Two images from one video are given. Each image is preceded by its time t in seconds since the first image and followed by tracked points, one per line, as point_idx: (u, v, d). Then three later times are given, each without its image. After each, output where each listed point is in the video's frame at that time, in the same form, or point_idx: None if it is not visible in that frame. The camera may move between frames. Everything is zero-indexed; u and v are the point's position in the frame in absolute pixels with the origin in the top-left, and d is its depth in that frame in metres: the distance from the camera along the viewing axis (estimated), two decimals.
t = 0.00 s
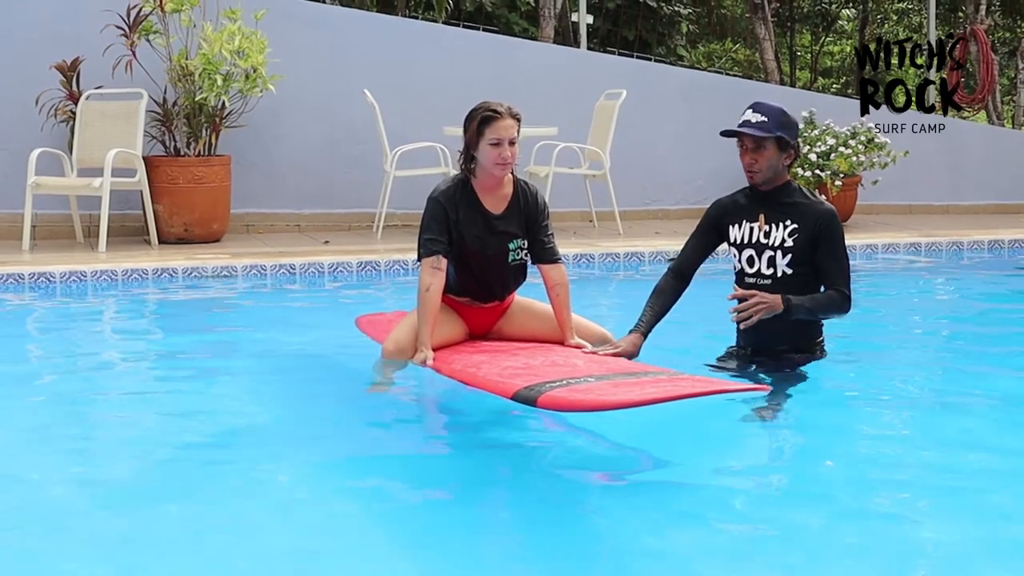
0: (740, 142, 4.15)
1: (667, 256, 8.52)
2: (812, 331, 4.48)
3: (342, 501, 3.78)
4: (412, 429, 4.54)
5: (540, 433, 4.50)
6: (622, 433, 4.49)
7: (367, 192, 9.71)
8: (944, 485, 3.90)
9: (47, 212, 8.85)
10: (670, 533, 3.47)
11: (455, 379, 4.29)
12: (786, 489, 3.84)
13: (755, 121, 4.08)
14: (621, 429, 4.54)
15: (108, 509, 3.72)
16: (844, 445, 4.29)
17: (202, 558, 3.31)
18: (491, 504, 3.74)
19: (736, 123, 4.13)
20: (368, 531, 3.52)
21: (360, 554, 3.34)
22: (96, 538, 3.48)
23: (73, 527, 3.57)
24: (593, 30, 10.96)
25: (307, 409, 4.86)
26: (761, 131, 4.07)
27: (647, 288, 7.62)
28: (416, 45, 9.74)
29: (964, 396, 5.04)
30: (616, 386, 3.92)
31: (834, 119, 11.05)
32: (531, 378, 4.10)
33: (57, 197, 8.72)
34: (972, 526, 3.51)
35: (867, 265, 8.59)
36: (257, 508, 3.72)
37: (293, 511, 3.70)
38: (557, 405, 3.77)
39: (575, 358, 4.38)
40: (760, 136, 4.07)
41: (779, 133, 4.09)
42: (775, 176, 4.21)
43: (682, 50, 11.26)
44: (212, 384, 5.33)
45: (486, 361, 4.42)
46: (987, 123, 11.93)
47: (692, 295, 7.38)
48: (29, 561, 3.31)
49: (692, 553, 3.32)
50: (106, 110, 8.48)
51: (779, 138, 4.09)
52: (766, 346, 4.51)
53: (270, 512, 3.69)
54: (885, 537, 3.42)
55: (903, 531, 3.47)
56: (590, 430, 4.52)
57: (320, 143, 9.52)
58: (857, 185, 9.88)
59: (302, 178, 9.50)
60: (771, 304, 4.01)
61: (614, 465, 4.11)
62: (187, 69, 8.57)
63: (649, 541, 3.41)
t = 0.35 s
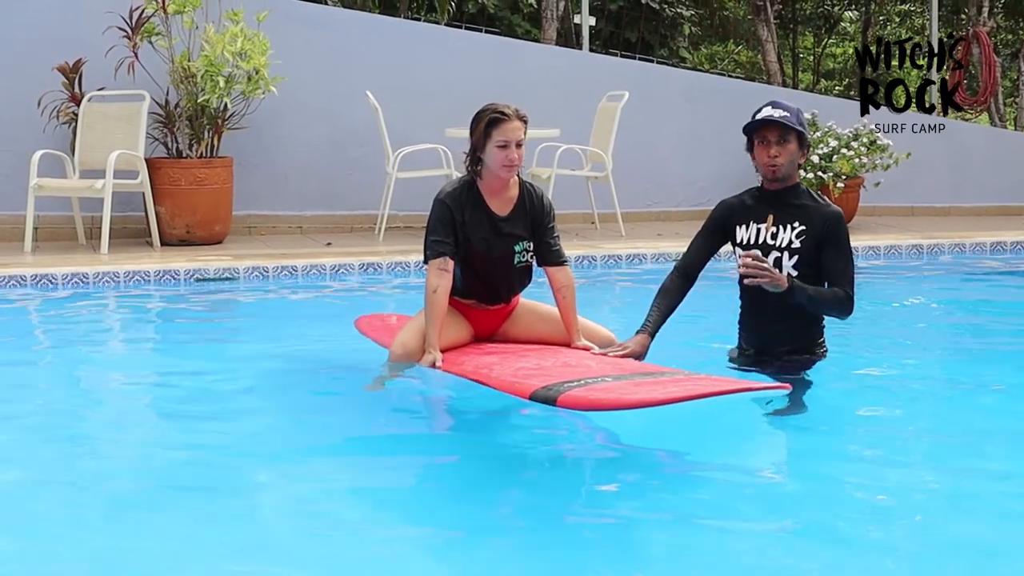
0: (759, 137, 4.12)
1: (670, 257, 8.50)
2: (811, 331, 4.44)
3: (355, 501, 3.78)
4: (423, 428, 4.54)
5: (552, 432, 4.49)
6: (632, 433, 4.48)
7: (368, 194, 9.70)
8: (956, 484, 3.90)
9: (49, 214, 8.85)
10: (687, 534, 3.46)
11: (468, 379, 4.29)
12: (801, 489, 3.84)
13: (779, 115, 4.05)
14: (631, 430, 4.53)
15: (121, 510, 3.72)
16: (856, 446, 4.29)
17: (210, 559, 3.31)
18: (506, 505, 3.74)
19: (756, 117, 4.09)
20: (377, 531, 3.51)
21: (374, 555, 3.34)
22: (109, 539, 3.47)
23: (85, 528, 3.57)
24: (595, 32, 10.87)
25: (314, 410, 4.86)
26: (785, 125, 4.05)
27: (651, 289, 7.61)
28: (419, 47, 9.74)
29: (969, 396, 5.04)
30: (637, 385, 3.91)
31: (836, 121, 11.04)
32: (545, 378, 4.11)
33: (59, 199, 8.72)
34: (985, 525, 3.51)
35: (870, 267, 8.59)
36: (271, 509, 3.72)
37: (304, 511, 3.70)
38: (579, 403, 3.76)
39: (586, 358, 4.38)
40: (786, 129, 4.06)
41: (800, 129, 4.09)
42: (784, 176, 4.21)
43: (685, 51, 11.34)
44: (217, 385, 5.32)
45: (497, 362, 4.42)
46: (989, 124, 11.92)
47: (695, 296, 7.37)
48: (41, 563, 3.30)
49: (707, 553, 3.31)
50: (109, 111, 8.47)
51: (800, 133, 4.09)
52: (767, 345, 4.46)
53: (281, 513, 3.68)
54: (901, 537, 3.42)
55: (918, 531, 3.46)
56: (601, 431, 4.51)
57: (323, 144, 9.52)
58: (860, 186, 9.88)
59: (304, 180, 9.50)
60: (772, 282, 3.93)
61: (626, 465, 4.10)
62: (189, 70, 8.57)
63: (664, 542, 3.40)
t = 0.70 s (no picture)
0: (760, 138, 4.13)
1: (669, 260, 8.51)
2: (814, 331, 4.45)
3: (366, 502, 3.78)
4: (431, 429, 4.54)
5: (559, 433, 4.49)
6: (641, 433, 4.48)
7: (368, 196, 9.69)
8: (967, 484, 3.90)
9: (49, 216, 8.85)
10: (699, 532, 3.46)
11: (478, 383, 4.29)
12: (818, 488, 3.83)
13: (780, 117, 4.06)
14: (638, 430, 4.53)
15: (131, 511, 3.72)
16: (866, 447, 4.29)
17: (218, 559, 3.31)
18: (518, 504, 3.73)
19: (757, 119, 4.10)
20: (384, 530, 3.52)
21: (384, 553, 3.34)
22: (119, 540, 3.47)
23: (94, 528, 3.57)
24: (596, 34, 10.78)
25: (319, 411, 4.86)
26: (786, 126, 4.06)
27: (652, 292, 7.62)
28: (420, 50, 9.75)
29: (972, 398, 5.04)
30: (661, 390, 3.89)
31: (837, 123, 11.06)
32: (557, 382, 4.10)
33: (59, 201, 8.72)
34: (994, 523, 3.52)
35: (870, 269, 8.59)
36: (282, 510, 3.72)
37: (312, 511, 3.70)
38: (603, 409, 3.74)
39: (593, 362, 4.39)
40: (787, 131, 4.07)
41: (800, 132, 4.10)
42: (783, 178, 4.21)
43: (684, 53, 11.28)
44: (222, 387, 5.33)
45: (507, 365, 4.42)
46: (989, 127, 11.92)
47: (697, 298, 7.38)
48: (52, 563, 3.30)
49: (718, 551, 3.30)
50: (109, 114, 8.47)
51: (799, 136, 4.10)
52: (770, 344, 4.46)
53: (291, 513, 3.68)
54: (914, 536, 3.42)
55: (929, 530, 3.46)
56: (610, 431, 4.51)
57: (323, 147, 9.52)
58: (860, 189, 9.89)
59: (303, 182, 9.50)
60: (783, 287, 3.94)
61: (637, 464, 4.10)
62: (189, 73, 8.57)
63: (676, 540, 3.40)
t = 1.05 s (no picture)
0: (760, 150, 4.13)
1: (671, 265, 8.51)
2: (820, 334, 4.46)
3: (381, 503, 3.78)
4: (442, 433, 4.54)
5: (570, 436, 4.50)
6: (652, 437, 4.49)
7: (369, 202, 9.70)
8: (979, 484, 3.91)
9: (51, 222, 8.85)
10: (715, 531, 3.46)
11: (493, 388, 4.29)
12: (833, 489, 3.83)
13: (777, 128, 4.06)
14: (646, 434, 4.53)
15: (144, 513, 3.71)
16: (877, 449, 4.29)
17: (229, 559, 3.31)
18: (533, 506, 3.73)
19: (755, 131, 4.10)
20: (395, 531, 3.52)
21: (396, 553, 3.34)
22: (134, 541, 3.47)
23: (108, 530, 3.57)
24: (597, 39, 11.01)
25: (325, 416, 4.86)
26: (784, 137, 4.06)
27: (654, 297, 7.62)
28: (422, 56, 9.76)
29: (976, 401, 5.05)
30: (687, 394, 3.90)
31: (837, 128, 11.06)
32: (566, 386, 4.11)
33: (60, 207, 8.72)
34: (1005, 522, 3.52)
35: (872, 273, 8.59)
36: (295, 511, 3.72)
37: (322, 512, 3.70)
38: (628, 411, 3.74)
39: (603, 366, 4.39)
40: (786, 142, 4.07)
41: (799, 141, 4.10)
42: (784, 187, 4.23)
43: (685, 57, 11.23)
44: (227, 393, 5.33)
45: (519, 370, 4.42)
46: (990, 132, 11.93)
47: (699, 304, 7.38)
48: (67, 565, 3.29)
49: (734, 549, 3.30)
50: (111, 119, 8.48)
51: (799, 145, 4.10)
52: (776, 349, 4.46)
53: (305, 514, 3.68)
54: (930, 534, 3.42)
55: (941, 528, 3.46)
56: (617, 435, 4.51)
57: (324, 153, 9.52)
58: (860, 194, 9.91)
59: (305, 188, 9.50)
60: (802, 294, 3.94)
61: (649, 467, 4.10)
62: (192, 79, 8.59)
63: (693, 539, 3.40)
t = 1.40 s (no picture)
0: (771, 163, 4.14)
1: (671, 271, 8.51)
2: (828, 339, 4.46)
3: (385, 506, 3.77)
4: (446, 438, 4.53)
5: (573, 441, 4.49)
6: (654, 442, 4.48)
7: (370, 209, 9.70)
8: (983, 487, 3.90)
9: (51, 228, 8.85)
10: (721, 536, 3.45)
11: (510, 390, 4.28)
12: (836, 493, 3.82)
13: (786, 141, 4.09)
14: (651, 440, 4.53)
15: (148, 517, 3.71)
16: (881, 453, 4.28)
17: (233, 563, 3.31)
18: (538, 508, 3.72)
19: (766, 144, 4.12)
20: (400, 534, 3.51)
21: (402, 556, 3.33)
22: (139, 545, 3.46)
23: (113, 535, 3.56)
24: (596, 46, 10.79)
25: (327, 422, 4.86)
26: (795, 149, 4.09)
27: (655, 303, 7.62)
28: (422, 62, 9.76)
29: (979, 406, 5.05)
30: (711, 393, 3.88)
31: (839, 133, 11.06)
32: (571, 390, 4.11)
33: (60, 214, 8.72)
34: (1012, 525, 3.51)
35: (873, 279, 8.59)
36: (300, 514, 3.71)
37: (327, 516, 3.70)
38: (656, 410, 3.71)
39: (607, 369, 4.38)
40: (797, 154, 4.10)
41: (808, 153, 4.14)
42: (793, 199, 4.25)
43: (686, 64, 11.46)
44: (228, 398, 5.32)
45: (533, 373, 4.41)
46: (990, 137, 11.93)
47: (700, 309, 7.38)
48: (71, 568, 3.29)
49: (738, 555, 3.29)
50: (111, 126, 8.48)
51: (808, 157, 4.14)
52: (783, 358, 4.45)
53: (309, 517, 3.68)
54: (934, 538, 3.41)
55: (948, 532, 3.46)
56: (621, 441, 4.51)
57: (325, 159, 9.53)
58: (860, 199, 9.91)
59: (305, 194, 9.50)
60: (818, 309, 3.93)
61: (654, 473, 4.10)
62: (191, 85, 8.58)
63: (696, 543, 3.39)
